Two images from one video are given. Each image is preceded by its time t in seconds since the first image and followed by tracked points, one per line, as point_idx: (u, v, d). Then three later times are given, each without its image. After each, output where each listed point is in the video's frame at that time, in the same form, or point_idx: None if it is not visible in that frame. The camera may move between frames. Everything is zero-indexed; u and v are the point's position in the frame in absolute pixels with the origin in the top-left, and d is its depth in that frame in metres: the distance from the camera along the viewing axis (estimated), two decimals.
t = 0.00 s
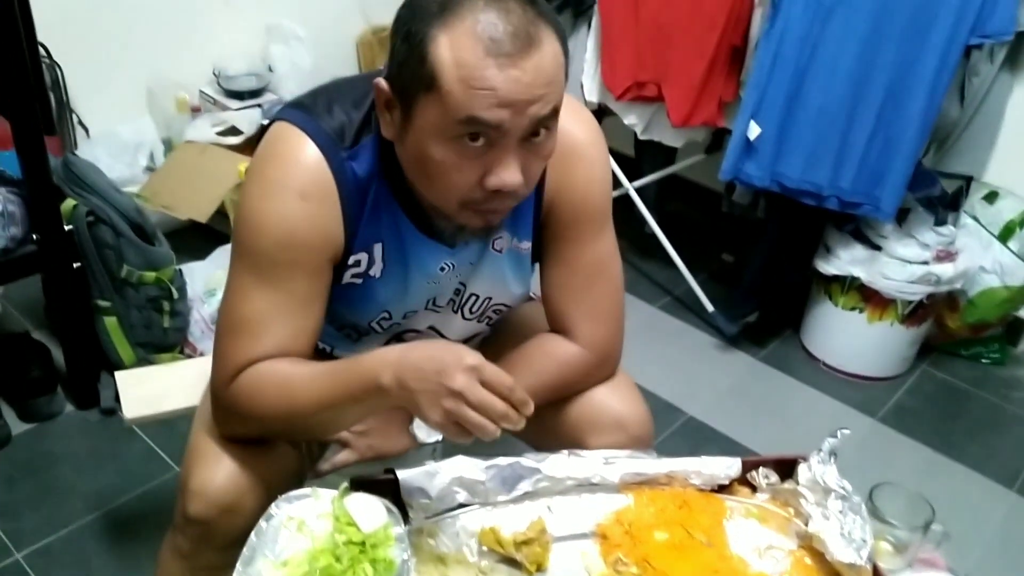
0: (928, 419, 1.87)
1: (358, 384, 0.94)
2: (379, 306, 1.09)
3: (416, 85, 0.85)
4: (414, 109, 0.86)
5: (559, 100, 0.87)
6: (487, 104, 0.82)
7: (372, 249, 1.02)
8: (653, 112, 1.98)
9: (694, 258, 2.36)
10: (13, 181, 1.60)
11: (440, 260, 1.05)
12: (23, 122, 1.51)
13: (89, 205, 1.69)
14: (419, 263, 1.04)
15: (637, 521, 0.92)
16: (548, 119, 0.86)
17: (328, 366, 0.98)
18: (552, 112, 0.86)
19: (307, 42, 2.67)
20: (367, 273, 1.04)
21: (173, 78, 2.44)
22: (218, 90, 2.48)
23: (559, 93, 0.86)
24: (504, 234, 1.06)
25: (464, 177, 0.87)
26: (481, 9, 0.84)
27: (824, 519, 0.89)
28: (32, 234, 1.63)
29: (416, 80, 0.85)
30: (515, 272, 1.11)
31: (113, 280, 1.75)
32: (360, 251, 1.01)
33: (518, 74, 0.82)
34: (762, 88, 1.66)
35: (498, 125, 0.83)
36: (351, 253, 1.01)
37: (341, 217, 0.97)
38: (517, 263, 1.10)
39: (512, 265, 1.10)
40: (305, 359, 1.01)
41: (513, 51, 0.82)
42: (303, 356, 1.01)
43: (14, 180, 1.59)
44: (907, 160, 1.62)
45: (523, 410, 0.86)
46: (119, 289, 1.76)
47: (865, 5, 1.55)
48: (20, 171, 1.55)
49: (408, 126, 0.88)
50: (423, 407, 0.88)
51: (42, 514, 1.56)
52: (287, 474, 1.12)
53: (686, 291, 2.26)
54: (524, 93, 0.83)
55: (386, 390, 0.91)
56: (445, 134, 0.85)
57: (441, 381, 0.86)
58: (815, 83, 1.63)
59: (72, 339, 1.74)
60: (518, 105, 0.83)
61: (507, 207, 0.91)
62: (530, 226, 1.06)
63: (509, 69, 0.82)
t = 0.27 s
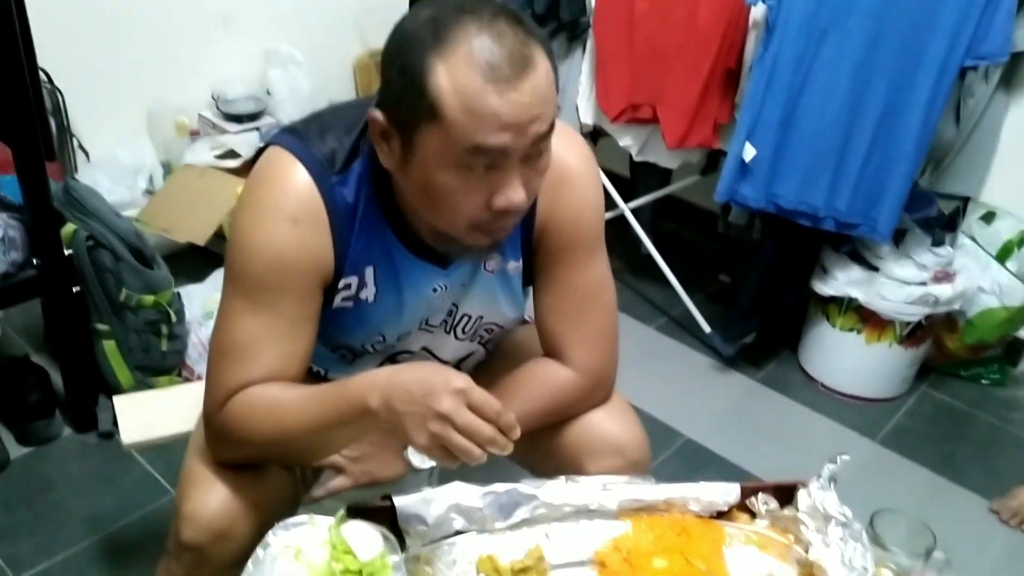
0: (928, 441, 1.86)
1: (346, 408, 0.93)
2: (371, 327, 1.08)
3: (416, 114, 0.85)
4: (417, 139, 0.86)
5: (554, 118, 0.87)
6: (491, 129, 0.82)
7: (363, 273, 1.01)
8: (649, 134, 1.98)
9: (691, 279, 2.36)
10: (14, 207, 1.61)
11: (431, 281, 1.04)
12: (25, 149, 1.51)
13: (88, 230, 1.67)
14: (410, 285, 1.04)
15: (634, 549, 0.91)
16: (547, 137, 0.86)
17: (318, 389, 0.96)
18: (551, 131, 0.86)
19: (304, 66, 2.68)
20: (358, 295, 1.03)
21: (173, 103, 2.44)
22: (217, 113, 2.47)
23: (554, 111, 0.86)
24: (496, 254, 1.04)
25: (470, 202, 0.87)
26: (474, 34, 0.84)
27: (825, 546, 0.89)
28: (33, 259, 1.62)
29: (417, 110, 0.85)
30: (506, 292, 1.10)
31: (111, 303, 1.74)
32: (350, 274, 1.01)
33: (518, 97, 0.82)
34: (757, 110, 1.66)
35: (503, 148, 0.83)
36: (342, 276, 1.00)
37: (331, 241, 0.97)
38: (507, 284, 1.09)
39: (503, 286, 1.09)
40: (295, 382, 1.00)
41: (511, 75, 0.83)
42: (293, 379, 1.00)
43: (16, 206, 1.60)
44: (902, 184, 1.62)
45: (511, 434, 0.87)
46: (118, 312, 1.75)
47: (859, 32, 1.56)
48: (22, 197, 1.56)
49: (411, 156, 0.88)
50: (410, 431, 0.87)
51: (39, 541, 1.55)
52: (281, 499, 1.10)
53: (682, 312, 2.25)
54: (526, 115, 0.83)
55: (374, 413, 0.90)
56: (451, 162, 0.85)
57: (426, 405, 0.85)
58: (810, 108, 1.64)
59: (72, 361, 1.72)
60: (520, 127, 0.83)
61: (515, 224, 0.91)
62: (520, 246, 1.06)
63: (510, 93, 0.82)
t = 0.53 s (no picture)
0: (914, 466, 1.86)
1: (335, 440, 0.92)
2: (356, 352, 1.06)
3: (382, 95, 0.86)
4: (382, 119, 0.86)
5: (523, 118, 0.86)
6: (448, 108, 0.82)
7: (349, 292, 0.99)
8: (630, 161, 1.99)
9: (675, 304, 2.35)
10: None
11: (417, 302, 1.02)
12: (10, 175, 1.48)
13: (74, 257, 1.66)
14: (394, 304, 1.02)
15: None
16: (509, 135, 0.85)
17: (306, 420, 0.95)
18: (517, 131, 0.85)
19: (290, 92, 2.69)
20: (344, 316, 1.01)
21: (159, 130, 2.44)
22: (203, 139, 2.48)
23: (523, 112, 0.86)
24: (482, 279, 1.05)
25: (422, 186, 0.85)
26: (453, 28, 0.85)
27: None
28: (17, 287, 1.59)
29: (384, 91, 0.85)
30: (491, 315, 1.09)
31: (95, 330, 1.73)
32: (337, 292, 0.99)
33: (482, 83, 0.82)
34: (739, 136, 1.67)
35: (460, 131, 0.82)
36: (328, 294, 0.98)
37: (320, 266, 0.96)
38: (493, 308, 1.08)
39: (489, 310, 1.08)
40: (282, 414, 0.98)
41: (477, 60, 0.83)
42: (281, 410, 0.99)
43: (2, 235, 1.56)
44: (884, 211, 1.63)
45: (498, 467, 0.84)
46: (101, 339, 1.74)
47: (839, 58, 1.57)
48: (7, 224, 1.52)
49: (375, 138, 0.87)
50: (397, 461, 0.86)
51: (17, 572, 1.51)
52: (266, 530, 1.08)
53: (665, 336, 2.25)
54: (487, 102, 0.82)
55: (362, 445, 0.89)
56: (408, 141, 0.84)
57: (415, 436, 0.84)
58: (790, 133, 1.65)
59: (56, 390, 1.69)
60: (479, 112, 0.82)
61: (468, 228, 0.87)
62: (505, 269, 1.05)
63: (474, 76, 0.82)
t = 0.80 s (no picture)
0: (893, 490, 1.86)
1: (314, 474, 0.90)
2: (337, 379, 1.05)
3: (372, 114, 0.85)
4: (372, 137, 0.86)
5: (512, 142, 0.86)
6: (439, 129, 0.82)
7: (331, 318, 0.98)
8: (608, 186, 2.00)
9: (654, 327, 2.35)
10: None
11: (401, 328, 1.02)
12: None
13: (53, 284, 1.65)
14: (378, 330, 1.01)
15: None
16: (498, 158, 0.84)
17: (285, 453, 0.94)
18: (506, 154, 0.85)
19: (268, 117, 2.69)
20: (327, 343, 1.00)
21: (136, 155, 2.42)
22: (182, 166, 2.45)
23: (512, 135, 0.86)
24: (463, 303, 1.04)
25: (409, 206, 0.84)
26: (446, 51, 0.86)
27: None
28: None
29: (376, 110, 0.85)
30: (474, 341, 1.08)
31: (72, 359, 1.70)
32: (319, 318, 0.98)
33: (474, 105, 0.82)
34: (715, 162, 1.68)
35: (451, 152, 0.82)
36: (312, 322, 0.97)
37: (303, 292, 0.95)
38: (476, 334, 1.07)
39: (472, 336, 1.07)
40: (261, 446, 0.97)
41: (470, 83, 0.83)
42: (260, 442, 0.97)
43: None
44: (859, 236, 1.65)
45: (479, 504, 0.83)
46: (78, 368, 1.71)
47: (811, 86, 1.59)
48: None
49: (365, 157, 0.87)
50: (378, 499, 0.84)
51: None
52: (244, 562, 1.07)
53: (645, 360, 2.25)
54: (478, 123, 0.82)
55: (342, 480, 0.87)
56: (399, 160, 0.84)
57: (396, 475, 0.82)
58: (766, 158, 1.66)
59: (32, 419, 1.65)
60: (469, 134, 0.82)
61: (456, 250, 0.87)
62: (488, 294, 1.05)
63: (465, 98, 0.82)
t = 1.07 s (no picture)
0: (876, 507, 1.85)
1: (277, 518, 0.89)
2: (305, 415, 1.03)
3: (332, 143, 0.84)
4: (332, 167, 0.85)
5: (475, 168, 0.85)
6: (400, 155, 0.81)
7: (295, 354, 0.96)
8: (583, 209, 1.99)
9: (635, 348, 2.33)
10: None
11: (369, 360, 1.00)
12: None
13: (11, 325, 1.62)
14: (345, 364, 1.00)
15: None
16: (461, 184, 0.84)
17: (248, 498, 0.92)
18: (468, 180, 0.84)
19: (241, 147, 2.67)
20: (291, 380, 0.98)
21: (102, 190, 2.39)
22: (150, 198, 2.40)
23: (475, 161, 0.85)
24: (435, 332, 1.03)
25: (371, 233, 0.83)
26: (405, 80, 0.85)
27: None
28: None
29: (335, 139, 0.84)
30: (445, 372, 1.06)
31: (31, 402, 1.66)
32: (282, 355, 0.95)
33: (434, 132, 0.82)
34: (686, 183, 1.68)
35: (412, 178, 0.81)
36: (274, 360, 0.95)
37: (263, 331, 0.93)
38: (447, 364, 1.06)
39: (443, 367, 1.06)
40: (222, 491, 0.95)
41: (430, 109, 0.83)
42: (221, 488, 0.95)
43: None
44: (830, 254, 1.65)
45: (449, 541, 0.80)
46: (37, 412, 1.67)
47: (778, 107, 1.60)
48: None
49: (326, 186, 0.85)
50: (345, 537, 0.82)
51: None
52: None
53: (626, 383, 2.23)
54: (438, 150, 0.82)
55: (306, 522, 0.86)
56: (360, 189, 0.83)
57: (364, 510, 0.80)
58: (737, 180, 1.66)
59: None
60: (430, 161, 0.82)
61: (419, 278, 0.85)
62: (458, 323, 1.04)
63: (425, 124, 0.82)
